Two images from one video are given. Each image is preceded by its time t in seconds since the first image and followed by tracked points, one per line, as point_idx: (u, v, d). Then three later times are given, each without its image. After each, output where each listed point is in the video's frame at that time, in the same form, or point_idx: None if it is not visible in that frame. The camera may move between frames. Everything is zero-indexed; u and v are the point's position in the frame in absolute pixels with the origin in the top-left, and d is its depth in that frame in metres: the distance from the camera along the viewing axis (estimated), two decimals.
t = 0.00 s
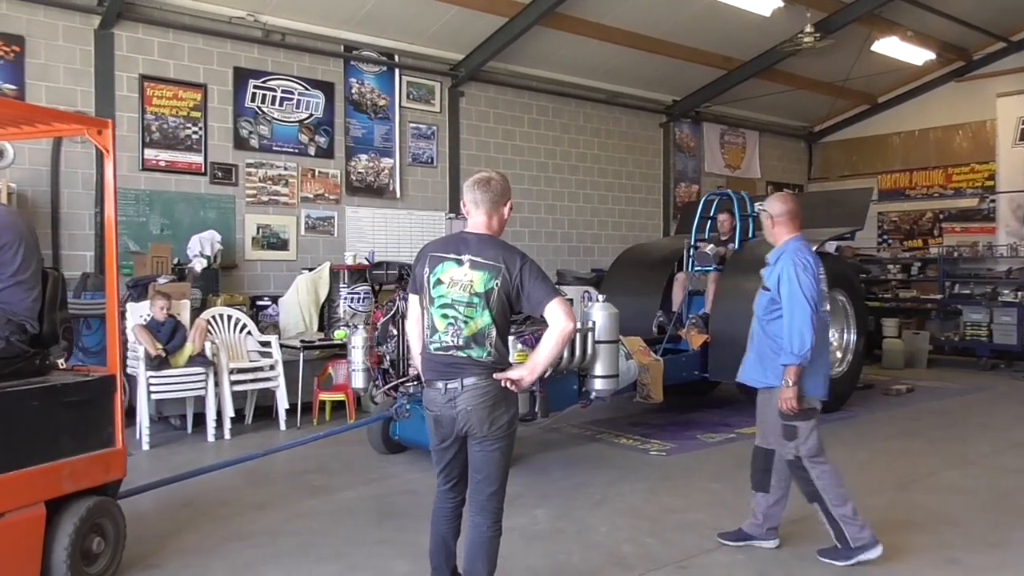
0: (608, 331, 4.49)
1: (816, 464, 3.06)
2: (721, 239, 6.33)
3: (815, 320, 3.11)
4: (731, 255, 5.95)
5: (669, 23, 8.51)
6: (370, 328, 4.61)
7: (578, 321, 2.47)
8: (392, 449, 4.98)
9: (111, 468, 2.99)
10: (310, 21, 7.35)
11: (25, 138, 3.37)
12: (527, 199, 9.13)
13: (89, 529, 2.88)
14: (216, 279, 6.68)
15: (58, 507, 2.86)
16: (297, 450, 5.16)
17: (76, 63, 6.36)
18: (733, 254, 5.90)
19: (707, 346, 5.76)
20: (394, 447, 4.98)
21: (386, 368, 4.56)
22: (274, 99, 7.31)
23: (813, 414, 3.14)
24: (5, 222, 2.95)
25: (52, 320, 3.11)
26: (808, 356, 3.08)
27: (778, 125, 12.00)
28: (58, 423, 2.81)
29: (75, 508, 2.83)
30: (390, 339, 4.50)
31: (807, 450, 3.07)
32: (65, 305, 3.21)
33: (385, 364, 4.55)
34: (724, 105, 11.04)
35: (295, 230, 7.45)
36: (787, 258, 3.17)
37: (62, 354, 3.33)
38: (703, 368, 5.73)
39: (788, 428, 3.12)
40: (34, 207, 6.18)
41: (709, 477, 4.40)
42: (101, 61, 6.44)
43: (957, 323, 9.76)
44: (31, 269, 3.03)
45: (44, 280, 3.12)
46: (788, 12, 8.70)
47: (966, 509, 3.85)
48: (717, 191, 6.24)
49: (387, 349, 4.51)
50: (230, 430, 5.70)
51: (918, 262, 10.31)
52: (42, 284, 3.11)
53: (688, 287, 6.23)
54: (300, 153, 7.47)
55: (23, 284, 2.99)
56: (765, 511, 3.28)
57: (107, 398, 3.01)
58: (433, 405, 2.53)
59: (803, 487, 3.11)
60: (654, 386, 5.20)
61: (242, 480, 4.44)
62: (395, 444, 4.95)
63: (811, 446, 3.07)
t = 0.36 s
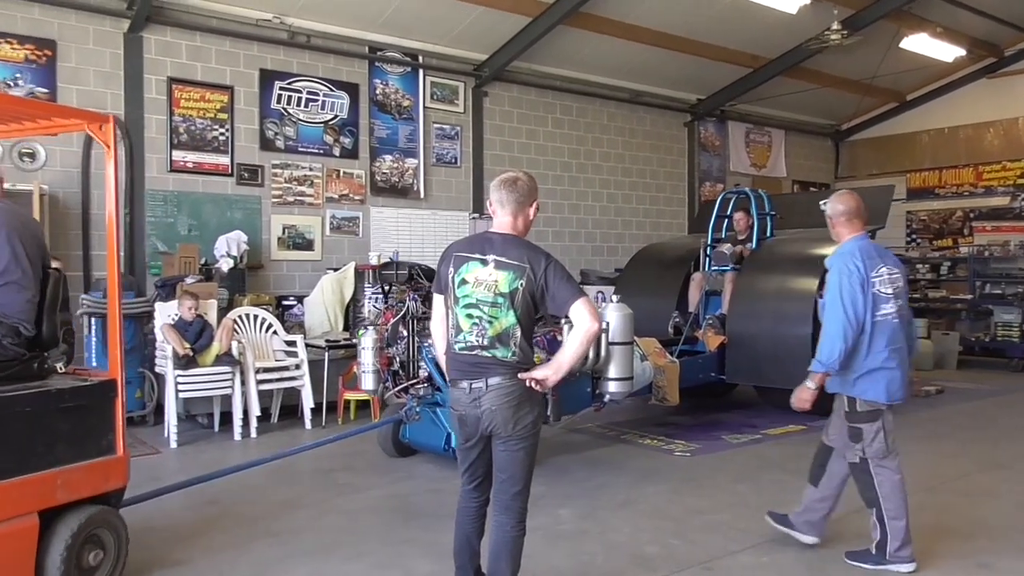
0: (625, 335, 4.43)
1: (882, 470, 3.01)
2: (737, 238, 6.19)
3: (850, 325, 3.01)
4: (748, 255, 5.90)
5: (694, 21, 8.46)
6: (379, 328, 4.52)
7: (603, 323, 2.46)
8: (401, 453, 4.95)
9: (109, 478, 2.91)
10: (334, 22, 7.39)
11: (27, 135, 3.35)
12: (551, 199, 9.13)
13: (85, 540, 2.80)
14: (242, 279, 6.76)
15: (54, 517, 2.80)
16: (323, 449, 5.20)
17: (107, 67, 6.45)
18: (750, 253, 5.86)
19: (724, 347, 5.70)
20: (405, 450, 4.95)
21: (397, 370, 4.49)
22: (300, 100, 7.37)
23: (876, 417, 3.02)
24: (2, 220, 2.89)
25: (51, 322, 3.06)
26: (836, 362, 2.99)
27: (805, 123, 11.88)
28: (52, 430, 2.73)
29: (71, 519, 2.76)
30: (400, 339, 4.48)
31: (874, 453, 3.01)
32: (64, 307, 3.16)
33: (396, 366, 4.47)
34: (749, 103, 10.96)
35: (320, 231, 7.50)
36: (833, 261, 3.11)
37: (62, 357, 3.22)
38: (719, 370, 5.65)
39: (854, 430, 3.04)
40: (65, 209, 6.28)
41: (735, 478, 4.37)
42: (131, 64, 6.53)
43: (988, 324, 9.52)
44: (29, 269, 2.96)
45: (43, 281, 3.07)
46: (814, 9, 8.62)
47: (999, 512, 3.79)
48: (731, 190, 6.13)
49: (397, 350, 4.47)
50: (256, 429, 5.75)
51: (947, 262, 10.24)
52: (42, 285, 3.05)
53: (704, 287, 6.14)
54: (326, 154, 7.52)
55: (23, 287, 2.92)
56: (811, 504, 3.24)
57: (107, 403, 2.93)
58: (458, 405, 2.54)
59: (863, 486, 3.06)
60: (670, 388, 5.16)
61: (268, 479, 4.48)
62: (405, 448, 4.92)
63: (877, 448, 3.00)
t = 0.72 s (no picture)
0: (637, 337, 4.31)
1: (919, 472, 2.97)
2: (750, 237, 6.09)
3: (903, 324, 2.98)
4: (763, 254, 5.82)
5: (717, 19, 8.40)
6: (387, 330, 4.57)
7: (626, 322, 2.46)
8: (410, 456, 4.84)
9: (103, 486, 2.76)
10: (356, 23, 7.44)
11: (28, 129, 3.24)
12: (574, 199, 9.11)
13: (78, 552, 2.66)
14: (266, 279, 6.82)
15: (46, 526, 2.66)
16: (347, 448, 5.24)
17: (134, 70, 6.53)
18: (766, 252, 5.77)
19: (739, 348, 5.60)
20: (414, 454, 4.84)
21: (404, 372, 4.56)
22: (323, 101, 7.42)
23: (919, 418, 2.98)
24: None
25: (46, 324, 2.89)
26: (895, 361, 2.99)
27: (830, 121, 11.76)
28: (39, 438, 2.59)
29: (61, 529, 2.63)
30: (408, 341, 4.49)
31: (912, 454, 2.98)
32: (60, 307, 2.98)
33: (404, 368, 4.53)
34: (773, 101, 10.86)
35: (344, 231, 7.55)
36: (880, 257, 3.07)
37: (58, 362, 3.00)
38: (734, 371, 5.56)
39: (895, 430, 3.05)
40: (94, 210, 6.37)
41: (758, 479, 4.34)
42: (158, 67, 6.61)
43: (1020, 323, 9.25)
44: (18, 271, 2.78)
45: (38, 282, 2.88)
46: (840, 6, 8.53)
47: None
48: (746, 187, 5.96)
49: (405, 352, 4.51)
50: (280, 428, 5.80)
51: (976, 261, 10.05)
52: (36, 286, 2.87)
53: (718, 287, 6.07)
54: (349, 155, 7.56)
55: (12, 285, 2.76)
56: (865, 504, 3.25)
57: (100, 409, 2.77)
58: (482, 404, 2.55)
59: (900, 486, 3.04)
60: (682, 391, 5.14)
61: (291, 477, 4.51)
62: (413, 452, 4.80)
63: (915, 450, 2.97)
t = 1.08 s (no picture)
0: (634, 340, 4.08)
1: (941, 470, 2.95)
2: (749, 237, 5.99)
3: (935, 319, 2.95)
4: (762, 254, 5.72)
5: (725, 18, 8.38)
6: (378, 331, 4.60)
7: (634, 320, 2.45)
8: (401, 461, 4.71)
9: (71, 500, 2.61)
10: (363, 24, 7.45)
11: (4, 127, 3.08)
12: (581, 199, 9.11)
13: (42, 569, 2.52)
14: (274, 279, 6.83)
15: (10, 540, 2.54)
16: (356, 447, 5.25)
17: (143, 71, 6.56)
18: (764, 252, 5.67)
19: (738, 349, 5.51)
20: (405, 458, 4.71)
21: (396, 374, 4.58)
22: (330, 101, 7.44)
23: (946, 417, 2.96)
24: None
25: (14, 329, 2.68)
26: (919, 354, 2.95)
27: (838, 120, 11.73)
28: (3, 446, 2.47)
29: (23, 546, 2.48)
30: (400, 343, 4.52)
31: (935, 452, 2.96)
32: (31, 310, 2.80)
33: (394, 370, 4.54)
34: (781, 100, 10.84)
35: (351, 231, 7.56)
36: (922, 253, 3.04)
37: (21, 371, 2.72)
38: (733, 373, 5.50)
39: (921, 427, 3.02)
40: (103, 211, 6.41)
41: (765, 479, 4.32)
42: (166, 68, 6.63)
43: None
44: None
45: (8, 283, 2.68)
46: (848, 5, 8.50)
47: None
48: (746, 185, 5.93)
49: (397, 354, 4.53)
50: (288, 428, 5.81)
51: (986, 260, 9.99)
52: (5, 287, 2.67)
53: (716, 287, 5.99)
54: (356, 155, 7.57)
55: None
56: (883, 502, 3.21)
57: (69, 417, 2.64)
58: (490, 403, 2.55)
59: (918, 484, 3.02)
60: (682, 393, 5.06)
61: (299, 477, 4.52)
62: (404, 457, 4.67)
63: (939, 447, 2.94)
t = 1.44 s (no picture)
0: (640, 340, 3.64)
1: (974, 471, 2.91)
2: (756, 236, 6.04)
3: (982, 316, 2.91)
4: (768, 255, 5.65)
5: (741, 16, 8.34)
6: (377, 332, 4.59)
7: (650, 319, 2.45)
8: (397, 466, 4.63)
9: (43, 511, 2.41)
10: (378, 25, 7.47)
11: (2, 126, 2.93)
12: (597, 198, 9.10)
13: None
14: (290, 279, 6.87)
15: None
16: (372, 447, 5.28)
17: (160, 72, 6.61)
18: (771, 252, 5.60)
19: (744, 351, 5.46)
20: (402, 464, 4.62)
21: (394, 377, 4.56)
22: (346, 102, 7.47)
23: (990, 420, 2.91)
24: None
25: None
26: (969, 351, 2.94)
27: (855, 119, 11.65)
28: None
29: None
30: (398, 346, 4.51)
31: (972, 454, 2.92)
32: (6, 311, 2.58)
33: (393, 372, 4.53)
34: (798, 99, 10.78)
35: (367, 231, 7.59)
36: (965, 251, 3.00)
37: None
38: (739, 375, 5.44)
39: (962, 427, 2.98)
40: (121, 211, 6.46)
41: (780, 481, 4.29)
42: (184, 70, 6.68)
43: None
44: None
45: None
46: (866, 2, 8.43)
47: None
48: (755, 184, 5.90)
49: (395, 356, 4.52)
50: (304, 427, 5.83)
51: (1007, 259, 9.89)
52: None
53: (722, 287, 6.00)
54: (371, 155, 7.60)
55: None
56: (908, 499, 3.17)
57: (43, 425, 2.44)
58: (506, 404, 2.55)
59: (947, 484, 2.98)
60: (686, 396, 5.01)
61: (315, 476, 4.55)
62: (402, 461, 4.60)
63: (978, 450, 2.90)
